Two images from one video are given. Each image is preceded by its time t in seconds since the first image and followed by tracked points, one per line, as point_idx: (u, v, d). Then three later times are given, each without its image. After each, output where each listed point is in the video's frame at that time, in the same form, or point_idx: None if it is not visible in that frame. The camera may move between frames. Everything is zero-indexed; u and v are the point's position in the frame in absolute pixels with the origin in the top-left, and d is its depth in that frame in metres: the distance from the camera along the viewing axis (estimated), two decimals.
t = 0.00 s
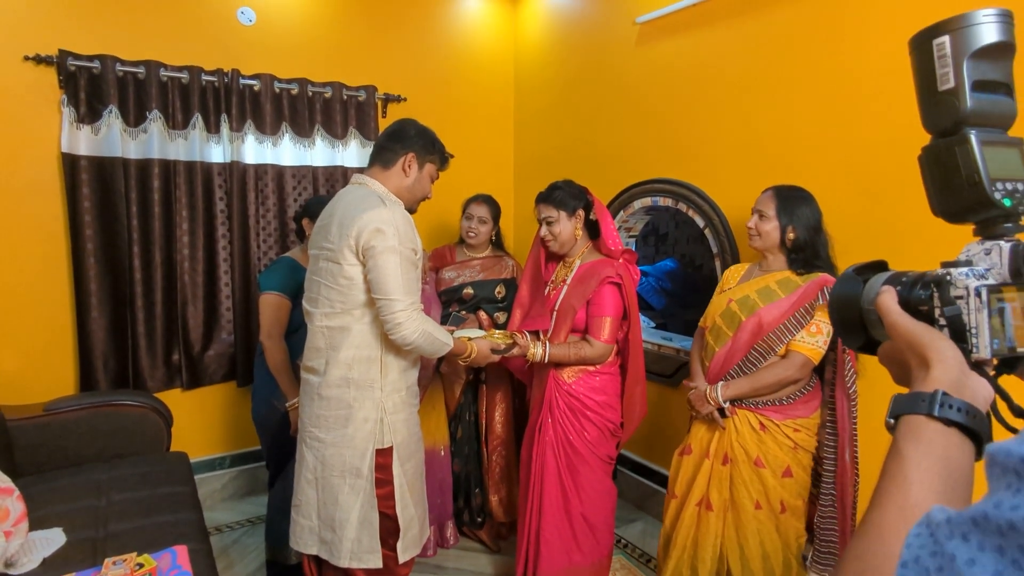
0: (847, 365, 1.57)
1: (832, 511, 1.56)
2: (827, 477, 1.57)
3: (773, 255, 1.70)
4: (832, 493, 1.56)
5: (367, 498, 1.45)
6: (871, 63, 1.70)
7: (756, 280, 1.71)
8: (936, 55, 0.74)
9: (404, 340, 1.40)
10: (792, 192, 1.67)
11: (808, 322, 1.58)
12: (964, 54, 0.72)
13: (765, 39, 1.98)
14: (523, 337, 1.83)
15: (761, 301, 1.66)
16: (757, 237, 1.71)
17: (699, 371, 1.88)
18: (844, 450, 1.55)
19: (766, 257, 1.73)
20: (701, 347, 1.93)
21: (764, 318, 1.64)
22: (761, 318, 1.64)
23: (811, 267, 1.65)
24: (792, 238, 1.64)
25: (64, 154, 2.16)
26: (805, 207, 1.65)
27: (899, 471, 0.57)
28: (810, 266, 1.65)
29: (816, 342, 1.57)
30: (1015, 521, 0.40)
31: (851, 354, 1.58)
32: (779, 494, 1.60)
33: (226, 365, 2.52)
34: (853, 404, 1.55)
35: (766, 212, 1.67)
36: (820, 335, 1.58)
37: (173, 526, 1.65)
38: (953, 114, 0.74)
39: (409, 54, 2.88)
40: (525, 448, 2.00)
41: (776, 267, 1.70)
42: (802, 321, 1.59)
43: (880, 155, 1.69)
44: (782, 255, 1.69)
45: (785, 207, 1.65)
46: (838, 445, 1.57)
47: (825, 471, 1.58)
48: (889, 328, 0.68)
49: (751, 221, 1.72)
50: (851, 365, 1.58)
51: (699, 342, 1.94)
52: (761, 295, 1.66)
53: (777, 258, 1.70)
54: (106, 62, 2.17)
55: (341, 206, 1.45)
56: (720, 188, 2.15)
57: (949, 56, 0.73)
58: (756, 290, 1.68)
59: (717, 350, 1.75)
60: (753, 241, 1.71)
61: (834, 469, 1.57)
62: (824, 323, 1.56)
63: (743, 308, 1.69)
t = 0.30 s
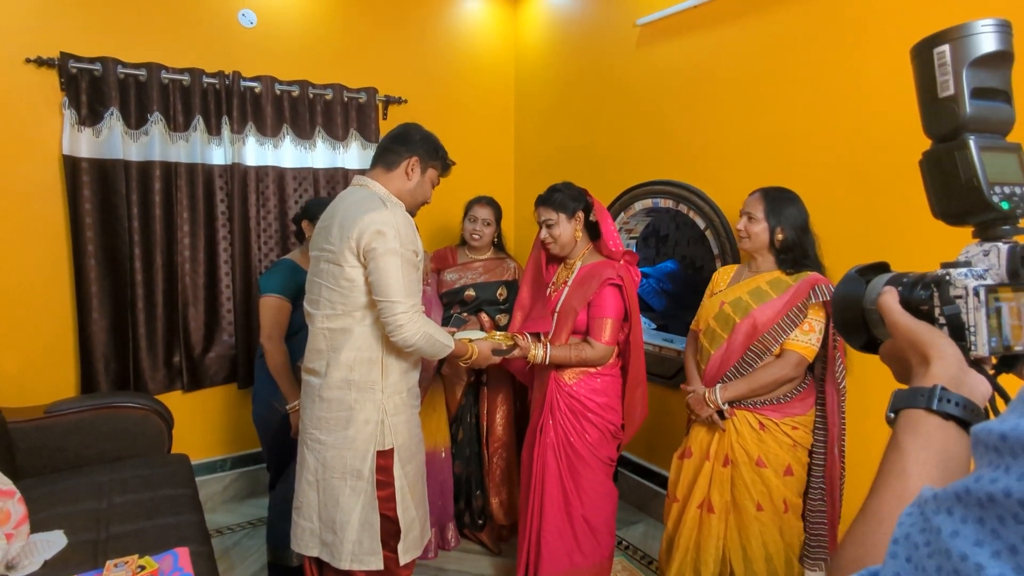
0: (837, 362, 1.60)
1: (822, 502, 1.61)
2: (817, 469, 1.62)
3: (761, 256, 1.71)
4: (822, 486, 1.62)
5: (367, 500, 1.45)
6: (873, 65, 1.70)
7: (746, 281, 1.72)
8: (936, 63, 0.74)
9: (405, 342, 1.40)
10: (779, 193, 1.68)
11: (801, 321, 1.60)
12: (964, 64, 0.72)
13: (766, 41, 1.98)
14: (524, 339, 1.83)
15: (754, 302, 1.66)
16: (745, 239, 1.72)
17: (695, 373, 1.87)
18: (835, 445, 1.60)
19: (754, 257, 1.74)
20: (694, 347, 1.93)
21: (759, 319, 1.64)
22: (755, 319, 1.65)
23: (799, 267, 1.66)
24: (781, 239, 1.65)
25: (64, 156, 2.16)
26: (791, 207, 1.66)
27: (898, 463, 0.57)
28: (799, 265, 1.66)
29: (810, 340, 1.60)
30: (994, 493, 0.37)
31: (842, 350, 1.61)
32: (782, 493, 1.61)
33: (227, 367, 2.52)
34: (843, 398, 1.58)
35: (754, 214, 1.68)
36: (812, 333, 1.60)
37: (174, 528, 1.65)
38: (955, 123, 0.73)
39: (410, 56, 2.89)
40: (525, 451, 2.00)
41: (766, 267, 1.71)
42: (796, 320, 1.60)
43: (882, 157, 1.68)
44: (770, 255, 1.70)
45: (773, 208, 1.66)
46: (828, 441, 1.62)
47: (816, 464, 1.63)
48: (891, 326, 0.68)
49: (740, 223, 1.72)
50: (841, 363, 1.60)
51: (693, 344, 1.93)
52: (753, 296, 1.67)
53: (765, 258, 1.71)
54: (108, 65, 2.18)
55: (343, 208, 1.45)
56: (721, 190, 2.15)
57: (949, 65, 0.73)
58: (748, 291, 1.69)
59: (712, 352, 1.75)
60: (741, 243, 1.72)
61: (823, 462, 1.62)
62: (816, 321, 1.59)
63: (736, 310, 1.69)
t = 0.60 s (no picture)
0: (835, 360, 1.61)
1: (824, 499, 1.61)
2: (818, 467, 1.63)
3: (754, 256, 1.71)
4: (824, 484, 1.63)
5: (369, 501, 1.45)
6: (873, 65, 1.70)
7: (741, 282, 1.72)
8: (936, 62, 0.75)
9: (406, 343, 1.40)
10: (769, 194, 1.68)
11: (799, 320, 1.61)
12: (963, 63, 0.72)
13: (766, 41, 1.98)
14: (524, 339, 1.83)
15: (751, 303, 1.66)
16: (737, 240, 1.72)
17: (694, 376, 1.87)
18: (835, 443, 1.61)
19: (747, 258, 1.74)
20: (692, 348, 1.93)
21: (758, 320, 1.64)
22: (754, 320, 1.64)
23: (794, 266, 1.66)
24: (773, 240, 1.66)
25: (65, 157, 2.16)
26: (782, 207, 1.66)
27: (899, 460, 0.57)
28: (793, 265, 1.66)
29: (808, 338, 1.60)
30: (1007, 492, 0.37)
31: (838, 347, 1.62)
32: (788, 490, 1.61)
33: (227, 368, 2.52)
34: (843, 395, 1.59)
35: (745, 215, 1.68)
36: (811, 331, 1.60)
37: (175, 528, 1.65)
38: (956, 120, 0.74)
39: (410, 57, 2.89)
40: (526, 453, 2.00)
41: (760, 268, 1.71)
42: (794, 320, 1.61)
43: (883, 158, 1.68)
44: (764, 255, 1.70)
45: (764, 209, 1.66)
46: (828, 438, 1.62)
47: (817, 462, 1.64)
48: (891, 324, 0.68)
49: (731, 225, 1.72)
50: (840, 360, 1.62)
51: (689, 346, 1.93)
52: (750, 296, 1.67)
53: (759, 259, 1.71)
54: (108, 66, 2.18)
55: (344, 208, 1.45)
56: (722, 190, 2.15)
57: (949, 64, 0.73)
58: (746, 292, 1.69)
59: (711, 354, 1.74)
60: (734, 244, 1.72)
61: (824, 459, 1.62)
62: (814, 319, 1.59)
63: (734, 311, 1.69)
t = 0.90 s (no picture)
0: (836, 363, 1.60)
1: (827, 500, 1.62)
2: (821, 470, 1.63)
3: (759, 256, 1.71)
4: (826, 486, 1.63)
5: (368, 501, 1.44)
6: (874, 65, 1.70)
7: (744, 282, 1.72)
8: (940, 60, 0.74)
9: (406, 343, 1.40)
10: (773, 193, 1.68)
11: (799, 320, 1.60)
12: (968, 60, 0.72)
13: (767, 41, 1.98)
14: (524, 339, 1.83)
15: (754, 302, 1.66)
16: (741, 240, 1.72)
17: (695, 375, 1.86)
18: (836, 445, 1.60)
19: (752, 258, 1.74)
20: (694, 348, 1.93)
21: (758, 320, 1.64)
22: (755, 320, 1.64)
23: (798, 266, 1.66)
24: (777, 239, 1.65)
25: (65, 156, 2.16)
26: (785, 206, 1.66)
27: (906, 458, 0.57)
28: (797, 265, 1.66)
29: (809, 339, 1.59)
30: (1016, 490, 0.36)
31: (841, 350, 1.61)
32: (786, 492, 1.61)
33: (227, 367, 2.52)
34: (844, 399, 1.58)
35: (748, 215, 1.68)
36: (812, 332, 1.60)
37: (175, 528, 1.65)
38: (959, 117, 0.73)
39: (411, 56, 2.89)
40: (527, 453, 2.00)
41: (764, 268, 1.71)
42: (794, 320, 1.61)
43: (883, 158, 1.68)
44: (768, 255, 1.70)
45: (767, 208, 1.66)
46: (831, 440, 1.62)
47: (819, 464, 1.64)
48: (896, 322, 0.68)
49: (735, 225, 1.72)
50: (841, 362, 1.60)
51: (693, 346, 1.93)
52: (753, 296, 1.67)
53: (763, 259, 1.71)
54: (108, 65, 2.18)
55: (345, 208, 1.45)
56: (722, 190, 2.15)
57: (954, 61, 0.73)
58: (748, 291, 1.69)
59: (712, 353, 1.74)
60: (738, 244, 1.72)
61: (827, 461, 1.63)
62: (815, 320, 1.59)
63: (736, 310, 1.69)
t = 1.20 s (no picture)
0: (840, 367, 1.60)
1: (828, 504, 1.63)
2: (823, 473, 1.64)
3: (764, 257, 1.72)
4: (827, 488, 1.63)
5: (370, 501, 1.45)
6: (873, 66, 1.70)
7: (747, 283, 1.72)
8: (940, 60, 0.75)
9: (409, 342, 1.40)
10: (777, 194, 1.68)
11: (801, 322, 1.61)
12: (969, 60, 0.72)
13: (767, 41, 1.98)
14: (524, 340, 1.83)
15: (756, 303, 1.66)
16: (746, 241, 1.72)
17: (696, 375, 1.86)
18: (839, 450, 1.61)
19: (757, 259, 1.74)
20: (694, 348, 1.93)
21: (760, 320, 1.64)
22: (757, 320, 1.65)
23: (802, 267, 1.66)
24: (781, 239, 1.65)
25: (65, 156, 2.16)
26: (789, 207, 1.66)
27: (903, 458, 0.57)
28: (801, 266, 1.66)
29: (811, 341, 1.60)
30: (1015, 491, 0.37)
31: (844, 353, 1.61)
32: (783, 495, 1.61)
33: (227, 368, 2.52)
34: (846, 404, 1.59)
35: (752, 215, 1.68)
36: (814, 334, 1.60)
37: (175, 528, 1.65)
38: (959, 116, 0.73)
39: (410, 57, 2.89)
40: (526, 453, 2.00)
41: (769, 268, 1.71)
42: (797, 322, 1.61)
43: (882, 158, 1.69)
44: (773, 256, 1.70)
45: (771, 209, 1.66)
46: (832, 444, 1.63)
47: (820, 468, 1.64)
48: (894, 322, 0.68)
49: (740, 226, 1.72)
50: (844, 366, 1.60)
51: (695, 345, 1.93)
52: (755, 297, 1.67)
53: (768, 260, 1.71)
54: (108, 66, 2.18)
55: (348, 207, 1.45)
56: (722, 191, 2.15)
57: (953, 62, 0.73)
58: (751, 292, 1.69)
59: (713, 353, 1.75)
60: (743, 244, 1.72)
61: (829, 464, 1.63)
62: (818, 322, 1.59)
63: (738, 311, 1.70)
